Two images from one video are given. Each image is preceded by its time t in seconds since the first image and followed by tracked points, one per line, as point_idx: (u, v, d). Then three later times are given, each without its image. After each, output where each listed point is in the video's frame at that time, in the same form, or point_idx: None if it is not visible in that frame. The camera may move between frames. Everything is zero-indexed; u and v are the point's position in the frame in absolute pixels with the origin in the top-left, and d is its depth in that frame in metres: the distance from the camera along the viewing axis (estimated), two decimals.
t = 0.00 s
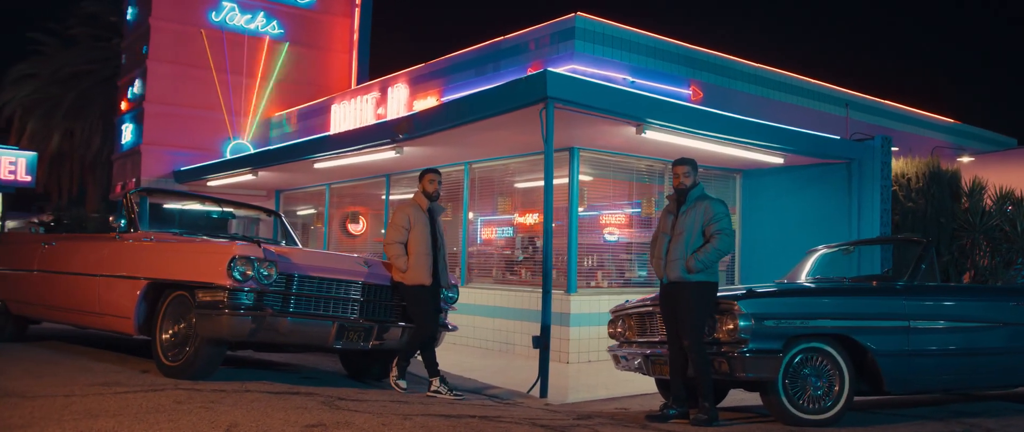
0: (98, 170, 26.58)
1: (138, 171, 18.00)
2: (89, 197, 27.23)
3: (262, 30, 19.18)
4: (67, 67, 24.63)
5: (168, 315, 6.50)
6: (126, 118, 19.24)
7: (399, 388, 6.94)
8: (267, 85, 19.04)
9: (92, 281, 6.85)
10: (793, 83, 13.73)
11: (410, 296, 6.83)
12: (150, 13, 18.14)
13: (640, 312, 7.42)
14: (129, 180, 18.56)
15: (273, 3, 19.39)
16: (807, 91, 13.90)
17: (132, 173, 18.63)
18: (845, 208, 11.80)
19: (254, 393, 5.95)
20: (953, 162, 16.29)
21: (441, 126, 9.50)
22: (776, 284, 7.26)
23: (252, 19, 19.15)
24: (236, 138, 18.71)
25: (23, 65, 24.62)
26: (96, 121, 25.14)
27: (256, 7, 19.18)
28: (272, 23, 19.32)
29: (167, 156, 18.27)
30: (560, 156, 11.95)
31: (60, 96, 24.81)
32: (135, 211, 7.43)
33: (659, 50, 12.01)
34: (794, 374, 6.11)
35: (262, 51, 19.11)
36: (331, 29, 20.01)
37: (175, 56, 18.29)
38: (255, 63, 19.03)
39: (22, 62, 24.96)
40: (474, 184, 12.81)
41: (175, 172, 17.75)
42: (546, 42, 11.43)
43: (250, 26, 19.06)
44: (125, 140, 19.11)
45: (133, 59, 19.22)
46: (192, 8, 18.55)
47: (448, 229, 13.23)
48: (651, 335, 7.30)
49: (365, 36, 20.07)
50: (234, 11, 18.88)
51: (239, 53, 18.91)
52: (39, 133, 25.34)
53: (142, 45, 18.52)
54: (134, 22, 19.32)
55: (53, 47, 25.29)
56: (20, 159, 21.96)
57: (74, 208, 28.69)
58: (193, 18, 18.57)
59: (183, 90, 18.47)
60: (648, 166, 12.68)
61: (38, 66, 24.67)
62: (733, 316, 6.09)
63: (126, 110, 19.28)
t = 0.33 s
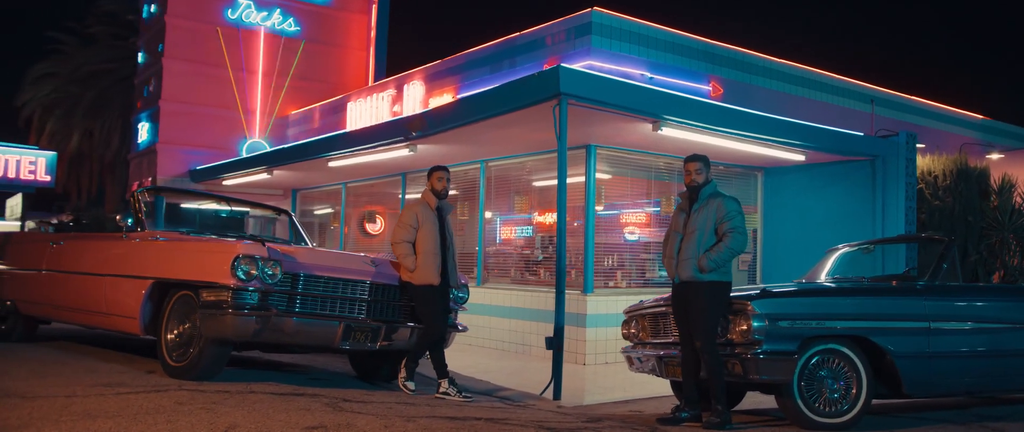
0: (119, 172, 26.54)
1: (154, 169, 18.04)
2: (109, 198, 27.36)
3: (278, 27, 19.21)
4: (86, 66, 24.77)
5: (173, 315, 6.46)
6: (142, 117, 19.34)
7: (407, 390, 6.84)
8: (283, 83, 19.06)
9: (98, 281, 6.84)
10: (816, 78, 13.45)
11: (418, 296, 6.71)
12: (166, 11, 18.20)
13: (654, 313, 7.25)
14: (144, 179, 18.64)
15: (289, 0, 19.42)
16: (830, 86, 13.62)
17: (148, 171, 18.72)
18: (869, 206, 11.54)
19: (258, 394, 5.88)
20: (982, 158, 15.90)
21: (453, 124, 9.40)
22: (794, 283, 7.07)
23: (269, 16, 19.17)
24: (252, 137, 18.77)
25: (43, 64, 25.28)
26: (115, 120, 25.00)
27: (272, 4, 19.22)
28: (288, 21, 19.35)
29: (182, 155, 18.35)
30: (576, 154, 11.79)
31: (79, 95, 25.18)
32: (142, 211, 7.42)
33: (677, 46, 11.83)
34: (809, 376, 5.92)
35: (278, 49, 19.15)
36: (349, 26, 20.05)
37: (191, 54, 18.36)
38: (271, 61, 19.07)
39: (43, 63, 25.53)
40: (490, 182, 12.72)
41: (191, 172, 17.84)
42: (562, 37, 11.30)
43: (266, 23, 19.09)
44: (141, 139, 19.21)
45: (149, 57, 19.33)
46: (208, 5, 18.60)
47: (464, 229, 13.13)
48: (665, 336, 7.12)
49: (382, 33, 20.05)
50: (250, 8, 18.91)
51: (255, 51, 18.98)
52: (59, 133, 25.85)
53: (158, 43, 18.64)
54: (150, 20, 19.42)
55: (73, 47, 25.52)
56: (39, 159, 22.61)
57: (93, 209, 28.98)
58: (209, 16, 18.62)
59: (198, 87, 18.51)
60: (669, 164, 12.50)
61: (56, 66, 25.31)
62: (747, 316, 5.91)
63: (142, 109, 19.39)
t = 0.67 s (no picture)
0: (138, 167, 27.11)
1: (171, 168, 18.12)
2: (130, 196, 27.77)
3: (295, 24, 19.26)
4: (105, 65, 24.98)
5: (179, 314, 6.43)
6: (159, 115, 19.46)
7: (415, 390, 6.75)
8: (301, 81, 19.15)
9: (105, 280, 6.84)
10: (840, 74, 13.18)
11: (427, 295, 6.61)
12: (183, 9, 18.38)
13: (668, 312, 7.08)
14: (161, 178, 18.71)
15: None
16: (853, 81, 13.35)
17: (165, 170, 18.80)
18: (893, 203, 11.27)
19: (263, 394, 5.83)
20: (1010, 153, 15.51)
21: (466, 121, 9.33)
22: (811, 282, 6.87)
23: (286, 13, 19.21)
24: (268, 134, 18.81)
25: (63, 64, 25.31)
26: (134, 119, 25.46)
27: (289, 1, 19.26)
28: (305, 18, 19.40)
29: (199, 153, 18.44)
30: (593, 151, 11.62)
31: (99, 94, 25.48)
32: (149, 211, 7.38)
33: (697, 40, 11.64)
34: (824, 376, 5.74)
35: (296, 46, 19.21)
36: (367, 23, 20.10)
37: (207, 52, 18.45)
38: (288, 59, 19.14)
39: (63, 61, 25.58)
40: (507, 181, 12.63)
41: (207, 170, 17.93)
42: (578, 33, 11.18)
43: (283, 20, 19.12)
44: (158, 138, 19.33)
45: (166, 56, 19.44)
46: (224, 4, 18.70)
47: (481, 227, 13.03)
48: (679, 336, 6.96)
49: (400, 29, 20.06)
50: (267, 5, 18.97)
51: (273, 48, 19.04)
52: (78, 132, 25.89)
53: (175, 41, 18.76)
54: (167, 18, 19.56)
55: (93, 45, 25.74)
56: (60, 159, 22.94)
57: (113, 208, 29.29)
58: (226, 13, 18.72)
59: (214, 85, 18.60)
60: (689, 162, 12.31)
61: (75, 65, 25.30)
62: (760, 316, 5.74)
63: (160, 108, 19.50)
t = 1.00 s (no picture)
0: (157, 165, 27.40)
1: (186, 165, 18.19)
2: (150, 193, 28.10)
3: (312, 21, 19.33)
4: (125, 63, 25.15)
5: (185, 312, 6.41)
6: (176, 113, 19.56)
7: (423, 389, 6.66)
8: (318, 78, 19.23)
9: (111, 277, 6.85)
10: (864, 68, 12.91)
11: (435, 292, 6.52)
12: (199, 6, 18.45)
13: (682, 311, 6.92)
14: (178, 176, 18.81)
15: None
16: (877, 75, 13.08)
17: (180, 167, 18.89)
18: (918, 199, 11.00)
19: (266, 392, 5.79)
20: None
21: (478, 117, 9.25)
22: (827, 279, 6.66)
23: (302, 10, 19.31)
24: (285, 132, 18.86)
25: (84, 63, 25.53)
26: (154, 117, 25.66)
27: None
28: (322, 14, 19.50)
29: (214, 151, 18.48)
30: (610, 147, 11.47)
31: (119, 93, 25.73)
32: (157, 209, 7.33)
33: (716, 34, 11.46)
34: (838, 376, 5.57)
35: (312, 43, 19.31)
36: (384, 19, 20.17)
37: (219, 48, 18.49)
38: (304, 56, 19.23)
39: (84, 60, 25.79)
40: (523, 179, 12.53)
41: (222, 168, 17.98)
42: (594, 28, 11.08)
43: (299, 17, 19.23)
44: (174, 136, 19.43)
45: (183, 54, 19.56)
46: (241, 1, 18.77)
47: (497, 226, 12.93)
48: (692, 334, 6.80)
49: (417, 26, 20.13)
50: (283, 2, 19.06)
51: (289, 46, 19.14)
52: (99, 132, 26.30)
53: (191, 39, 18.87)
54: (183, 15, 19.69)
55: (113, 44, 25.98)
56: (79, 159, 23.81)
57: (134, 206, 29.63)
58: (242, 11, 18.80)
59: (230, 82, 18.67)
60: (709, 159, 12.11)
61: (96, 64, 25.38)
62: (771, 314, 5.58)
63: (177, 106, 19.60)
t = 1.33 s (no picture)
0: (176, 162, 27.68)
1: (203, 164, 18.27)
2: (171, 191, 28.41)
3: (328, 18, 19.44)
4: (144, 62, 25.50)
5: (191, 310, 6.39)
6: (193, 111, 19.65)
7: (431, 389, 6.59)
8: (334, 76, 19.34)
9: (119, 275, 6.87)
10: (887, 63, 12.65)
11: (442, 291, 6.43)
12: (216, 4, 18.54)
13: (695, 310, 6.77)
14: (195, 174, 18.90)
15: None
16: (902, 70, 12.80)
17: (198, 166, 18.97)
18: (943, 196, 10.74)
19: (269, 391, 5.75)
20: None
21: (490, 114, 9.18)
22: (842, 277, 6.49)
23: (319, 7, 19.39)
24: (302, 131, 18.94)
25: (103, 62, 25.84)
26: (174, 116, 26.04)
27: None
28: (339, 11, 19.59)
29: (231, 149, 18.55)
30: (627, 144, 11.33)
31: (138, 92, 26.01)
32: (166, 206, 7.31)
33: (735, 29, 11.27)
34: (852, 376, 5.41)
35: (329, 40, 19.41)
36: (402, 15, 20.27)
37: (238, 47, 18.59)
38: (321, 53, 19.34)
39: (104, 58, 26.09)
40: (540, 177, 12.45)
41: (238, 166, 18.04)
42: (610, 23, 10.94)
43: (316, 14, 19.30)
44: (192, 134, 19.53)
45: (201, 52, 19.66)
46: None
47: (514, 224, 12.84)
48: (703, 334, 6.66)
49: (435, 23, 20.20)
50: None
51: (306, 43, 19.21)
52: (118, 132, 26.57)
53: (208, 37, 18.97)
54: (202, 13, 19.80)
55: (132, 43, 26.24)
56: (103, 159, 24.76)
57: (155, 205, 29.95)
58: (260, 9, 18.89)
59: (249, 82, 18.76)
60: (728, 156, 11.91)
61: (116, 62, 25.76)
62: (783, 312, 5.42)
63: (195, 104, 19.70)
